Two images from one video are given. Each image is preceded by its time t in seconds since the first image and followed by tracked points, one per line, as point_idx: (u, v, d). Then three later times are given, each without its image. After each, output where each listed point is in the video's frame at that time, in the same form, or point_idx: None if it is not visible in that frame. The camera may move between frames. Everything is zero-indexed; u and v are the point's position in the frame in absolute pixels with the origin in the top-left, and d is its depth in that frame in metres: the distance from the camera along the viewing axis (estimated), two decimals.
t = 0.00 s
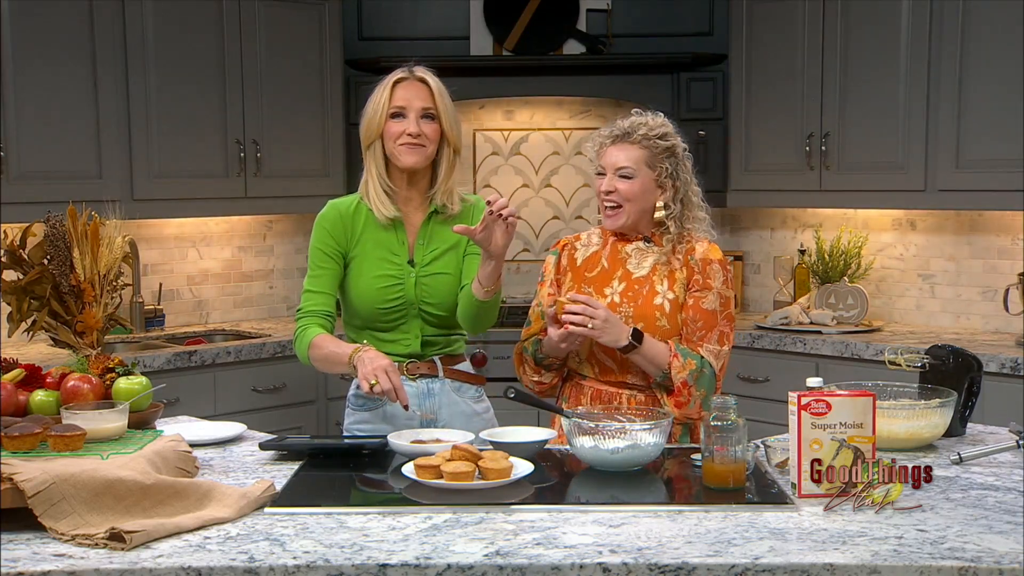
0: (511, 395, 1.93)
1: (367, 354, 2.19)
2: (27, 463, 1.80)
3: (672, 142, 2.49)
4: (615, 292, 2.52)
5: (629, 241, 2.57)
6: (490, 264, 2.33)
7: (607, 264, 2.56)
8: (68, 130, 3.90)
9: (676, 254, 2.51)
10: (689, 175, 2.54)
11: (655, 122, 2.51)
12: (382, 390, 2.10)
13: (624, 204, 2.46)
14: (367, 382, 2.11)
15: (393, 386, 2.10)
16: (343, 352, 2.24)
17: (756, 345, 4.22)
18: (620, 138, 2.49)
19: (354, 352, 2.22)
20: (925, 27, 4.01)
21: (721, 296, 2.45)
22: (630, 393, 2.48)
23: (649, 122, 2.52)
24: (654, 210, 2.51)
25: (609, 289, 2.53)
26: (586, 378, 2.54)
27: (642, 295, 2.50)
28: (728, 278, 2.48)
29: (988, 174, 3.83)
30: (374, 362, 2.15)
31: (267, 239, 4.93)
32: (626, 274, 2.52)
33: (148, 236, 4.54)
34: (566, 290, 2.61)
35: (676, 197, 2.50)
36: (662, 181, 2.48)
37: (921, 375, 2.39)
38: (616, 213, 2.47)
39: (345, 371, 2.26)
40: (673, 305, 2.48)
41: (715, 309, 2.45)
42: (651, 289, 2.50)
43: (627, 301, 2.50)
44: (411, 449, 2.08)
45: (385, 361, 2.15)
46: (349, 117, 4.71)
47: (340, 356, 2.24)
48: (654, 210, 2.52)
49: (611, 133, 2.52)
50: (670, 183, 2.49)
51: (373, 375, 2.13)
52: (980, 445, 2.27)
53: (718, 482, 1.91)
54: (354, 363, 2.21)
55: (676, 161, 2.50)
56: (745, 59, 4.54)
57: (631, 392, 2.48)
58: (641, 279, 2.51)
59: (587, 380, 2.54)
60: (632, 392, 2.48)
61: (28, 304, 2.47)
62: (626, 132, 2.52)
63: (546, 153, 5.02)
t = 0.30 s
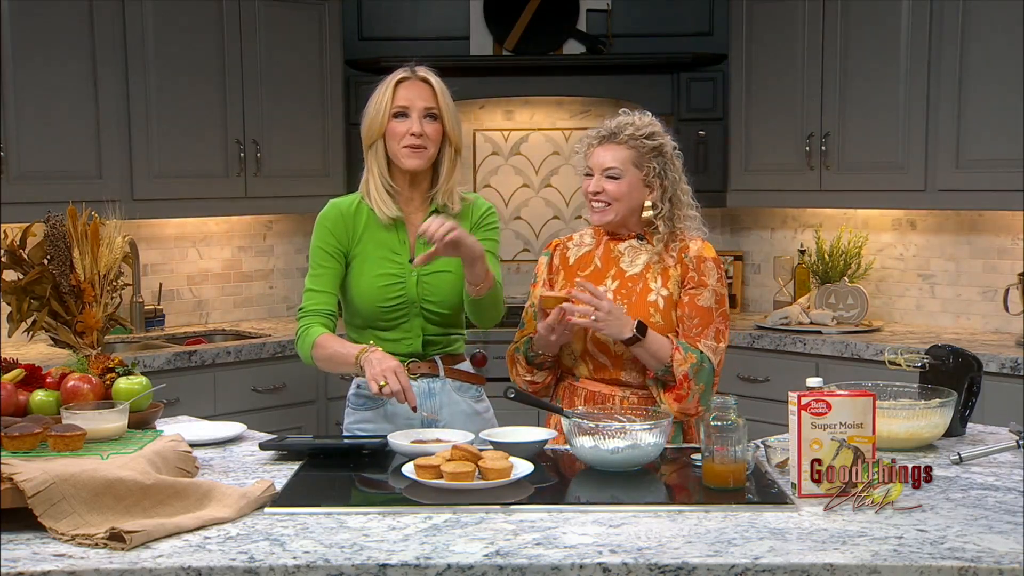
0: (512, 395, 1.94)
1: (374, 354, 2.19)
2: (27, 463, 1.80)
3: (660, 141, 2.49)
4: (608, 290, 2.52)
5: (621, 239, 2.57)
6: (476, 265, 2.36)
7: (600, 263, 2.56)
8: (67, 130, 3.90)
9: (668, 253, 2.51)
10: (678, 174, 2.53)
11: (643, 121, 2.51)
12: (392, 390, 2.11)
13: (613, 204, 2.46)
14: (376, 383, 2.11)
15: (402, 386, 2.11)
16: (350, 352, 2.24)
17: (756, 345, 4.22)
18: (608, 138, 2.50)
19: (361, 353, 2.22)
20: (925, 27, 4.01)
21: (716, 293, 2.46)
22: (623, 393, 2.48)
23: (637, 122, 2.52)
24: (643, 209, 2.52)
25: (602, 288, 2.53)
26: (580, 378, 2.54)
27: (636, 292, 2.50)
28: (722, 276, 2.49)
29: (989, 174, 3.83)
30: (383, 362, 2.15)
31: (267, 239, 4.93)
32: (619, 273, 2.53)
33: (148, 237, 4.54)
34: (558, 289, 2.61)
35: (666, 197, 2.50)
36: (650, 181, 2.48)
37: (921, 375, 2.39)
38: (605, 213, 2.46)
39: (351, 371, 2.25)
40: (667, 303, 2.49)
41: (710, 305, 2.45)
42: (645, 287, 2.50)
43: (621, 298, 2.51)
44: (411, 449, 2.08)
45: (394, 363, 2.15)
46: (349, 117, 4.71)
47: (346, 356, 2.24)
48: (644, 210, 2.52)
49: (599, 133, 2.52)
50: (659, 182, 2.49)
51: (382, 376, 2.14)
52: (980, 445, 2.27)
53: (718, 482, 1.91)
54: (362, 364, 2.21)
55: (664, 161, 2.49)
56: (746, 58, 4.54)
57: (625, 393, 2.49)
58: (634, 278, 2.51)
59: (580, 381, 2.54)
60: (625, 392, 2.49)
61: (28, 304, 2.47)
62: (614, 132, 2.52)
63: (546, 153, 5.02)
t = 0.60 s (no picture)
0: (512, 396, 1.94)
1: (377, 358, 2.19)
2: (27, 463, 1.80)
3: (644, 141, 2.46)
4: (606, 289, 2.52)
5: (616, 239, 2.56)
6: (453, 262, 2.30)
7: (597, 262, 2.56)
8: (67, 130, 3.90)
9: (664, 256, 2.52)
10: (665, 174, 2.50)
11: (628, 121, 2.51)
12: (394, 395, 2.11)
13: (591, 204, 2.50)
14: (379, 387, 2.11)
15: (405, 391, 2.10)
16: (353, 355, 2.23)
17: (756, 345, 4.22)
18: (593, 138, 2.50)
19: (363, 357, 2.21)
20: (925, 27, 4.01)
21: (722, 296, 2.48)
22: (620, 394, 2.49)
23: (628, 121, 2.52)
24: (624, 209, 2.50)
25: (600, 287, 2.53)
26: (575, 378, 2.55)
27: (633, 292, 2.49)
28: (724, 277, 2.51)
29: (988, 173, 3.83)
30: (386, 366, 2.15)
31: (267, 239, 4.93)
32: (616, 272, 2.53)
33: (148, 237, 4.54)
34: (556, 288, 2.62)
35: (648, 197, 2.48)
36: (629, 181, 2.46)
37: (922, 376, 2.39)
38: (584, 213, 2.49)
39: (353, 373, 2.25)
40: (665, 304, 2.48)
41: (719, 308, 2.46)
42: (643, 287, 2.50)
43: (619, 298, 2.50)
44: (411, 449, 2.08)
45: (396, 366, 2.15)
46: (349, 117, 4.71)
47: (349, 359, 2.24)
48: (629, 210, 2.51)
49: (587, 134, 2.53)
50: (640, 182, 2.46)
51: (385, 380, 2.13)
52: (980, 445, 2.27)
53: (718, 482, 1.91)
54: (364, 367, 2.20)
55: (648, 160, 2.47)
56: (746, 58, 4.55)
57: (622, 394, 2.50)
58: (632, 278, 2.51)
59: (576, 381, 2.54)
60: (621, 393, 2.50)
61: (28, 304, 2.47)
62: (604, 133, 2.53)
63: (546, 153, 5.02)
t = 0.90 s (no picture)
0: (511, 396, 1.94)
1: (374, 356, 2.19)
2: (27, 463, 1.80)
3: (644, 142, 2.46)
4: (608, 291, 2.53)
5: (619, 241, 2.58)
6: (447, 287, 2.32)
7: (600, 263, 2.57)
8: (68, 129, 3.90)
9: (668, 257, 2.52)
10: (668, 174, 2.49)
11: (629, 122, 2.51)
12: (391, 392, 2.10)
13: (593, 207, 2.49)
14: (375, 386, 2.11)
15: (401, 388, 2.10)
16: (350, 353, 2.23)
17: (756, 345, 4.22)
18: (594, 140, 2.50)
19: (360, 355, 2.21)
20: (925, 27, 4.01)
21: (724, 300, 2.47)
22: (622, 395, 2.49)
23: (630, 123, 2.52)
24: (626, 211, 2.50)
25: (602, 288, 2.54)
26: (577, 380, 2.55)
27: (636, 295, 2.51)
28: (726, 279, 2.50)
29: (988, 173, 3.84)
30: (382, 364, 2.16)
31: (267, 239, 4.93)
32: (619, 274, 2.54)
33: (148, 237, 4.54)
34: (559, 289, 2.63)
35: (647, 200, 2.47)
36: (629, 183, 2.46)
37: (922, 376, 2.39)
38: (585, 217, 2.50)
39: (353, 372, 2.25)
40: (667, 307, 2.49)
41: (721, 312, 2.46)
42: (646, 290, 2.51)
43: (621, 300, 2.51)
44: (411, 449, 2.08)
45: (393, 365, 2.15)
46: (349, 117, 4.71)
47: (346, 357, 2.23)
48: (629, 211, 2.51)
49: (590, 135, 2.53)
50: (640, 185, 2.46)
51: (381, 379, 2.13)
52: (980, 445, 2.27)
53: (718, 482, 1.91)
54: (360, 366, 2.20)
55: (648, 162, 2.46)
56: (746, 58, 4.54)
57: (623, 396, 2.49)
58: (634, 280, 2.52)
59: (578, 382, 2.54)
60: (623, 395, 2.49)
61: (28, 304, 2.47)
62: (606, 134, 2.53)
63: (546, 153, 5.02)
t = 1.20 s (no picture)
0: (511, 396, 1.94)
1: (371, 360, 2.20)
2: (27, 463, 1.80)
3: (657, 142, 2.48)
4: (611, 290, 2.53)
5: (623, 239, 2.57)
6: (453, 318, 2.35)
7: (602, 262, 2.57)
8: (68, 130, 3.90)
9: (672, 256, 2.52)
10: (678, 174, 2.51)
11: (640, 121, 2.51)
12: (390, 386, 2.12)
13: (605, 204, 2.48)
14: (374, 381, 2.13)
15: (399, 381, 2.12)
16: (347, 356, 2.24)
17: (756, 345, 4.22)
18: (604, 138, 2.50)
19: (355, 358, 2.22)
20: (925, 27, 4.01)
21: (728, 298, 2.48)
22: (625, 394, 2.49)
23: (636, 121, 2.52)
24: (638, 210, 2.50)
25: (604, 287, 2.54)
26: (580, 380, 2.55)
27: (639, 293, 2.50)
28: (729, 278, 2.51)
29: (988, 173, 3.84)
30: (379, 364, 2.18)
31: (266, 239, 4.93)
32: (621, 273, 2.53)
33: (148, 237, 4.54)
34: (561, 289, 2.62)
35: (660, 198, 2.48)
36: (643, 181, 2.46)
37: (922, 376, 2.39)
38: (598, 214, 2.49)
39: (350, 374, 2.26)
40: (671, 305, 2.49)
41: (724, 310, 2.47)
42: (649, 288, 2.50)
43: (624, 299, 2.51)
44: (411, 449, 2.08)
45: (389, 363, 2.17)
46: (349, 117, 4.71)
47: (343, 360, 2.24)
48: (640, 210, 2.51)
49: (598, 132, 2.53)
50: (653, 183, 2.47)
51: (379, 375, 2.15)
52: (980, 445, 2.27)
53: (718, 482, 1.91)
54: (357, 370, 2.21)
55: (660, 162, 2.47)
56: (746, 58, 4.54)
57: (626, 395, 2.50)
58: (637, 279, 2.52)
59: (581, 381, 2.55)
60: (626, 394, 2.50)
61: (28, 305, 2.47)
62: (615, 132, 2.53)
63: (546, 153, 5.02)
